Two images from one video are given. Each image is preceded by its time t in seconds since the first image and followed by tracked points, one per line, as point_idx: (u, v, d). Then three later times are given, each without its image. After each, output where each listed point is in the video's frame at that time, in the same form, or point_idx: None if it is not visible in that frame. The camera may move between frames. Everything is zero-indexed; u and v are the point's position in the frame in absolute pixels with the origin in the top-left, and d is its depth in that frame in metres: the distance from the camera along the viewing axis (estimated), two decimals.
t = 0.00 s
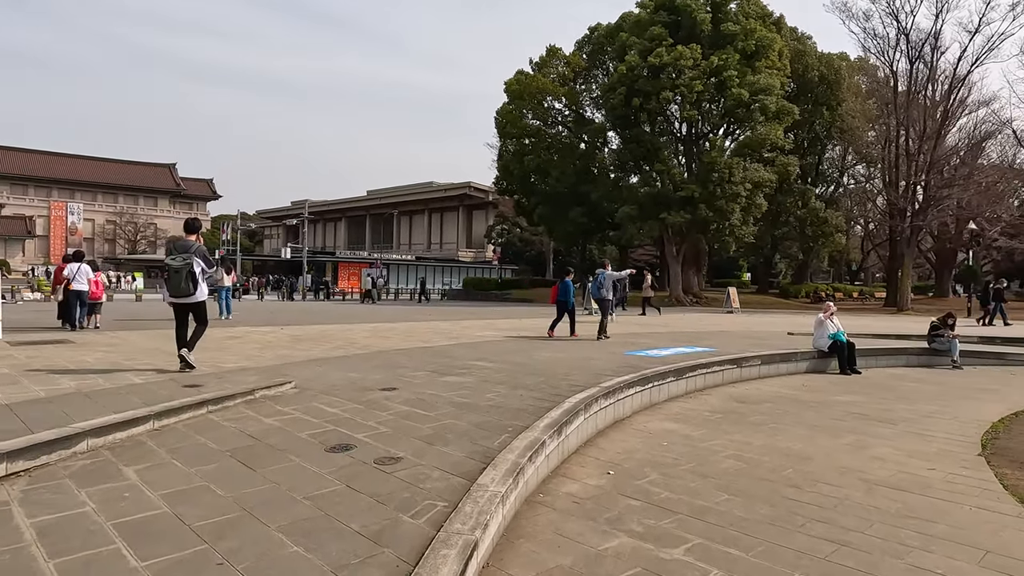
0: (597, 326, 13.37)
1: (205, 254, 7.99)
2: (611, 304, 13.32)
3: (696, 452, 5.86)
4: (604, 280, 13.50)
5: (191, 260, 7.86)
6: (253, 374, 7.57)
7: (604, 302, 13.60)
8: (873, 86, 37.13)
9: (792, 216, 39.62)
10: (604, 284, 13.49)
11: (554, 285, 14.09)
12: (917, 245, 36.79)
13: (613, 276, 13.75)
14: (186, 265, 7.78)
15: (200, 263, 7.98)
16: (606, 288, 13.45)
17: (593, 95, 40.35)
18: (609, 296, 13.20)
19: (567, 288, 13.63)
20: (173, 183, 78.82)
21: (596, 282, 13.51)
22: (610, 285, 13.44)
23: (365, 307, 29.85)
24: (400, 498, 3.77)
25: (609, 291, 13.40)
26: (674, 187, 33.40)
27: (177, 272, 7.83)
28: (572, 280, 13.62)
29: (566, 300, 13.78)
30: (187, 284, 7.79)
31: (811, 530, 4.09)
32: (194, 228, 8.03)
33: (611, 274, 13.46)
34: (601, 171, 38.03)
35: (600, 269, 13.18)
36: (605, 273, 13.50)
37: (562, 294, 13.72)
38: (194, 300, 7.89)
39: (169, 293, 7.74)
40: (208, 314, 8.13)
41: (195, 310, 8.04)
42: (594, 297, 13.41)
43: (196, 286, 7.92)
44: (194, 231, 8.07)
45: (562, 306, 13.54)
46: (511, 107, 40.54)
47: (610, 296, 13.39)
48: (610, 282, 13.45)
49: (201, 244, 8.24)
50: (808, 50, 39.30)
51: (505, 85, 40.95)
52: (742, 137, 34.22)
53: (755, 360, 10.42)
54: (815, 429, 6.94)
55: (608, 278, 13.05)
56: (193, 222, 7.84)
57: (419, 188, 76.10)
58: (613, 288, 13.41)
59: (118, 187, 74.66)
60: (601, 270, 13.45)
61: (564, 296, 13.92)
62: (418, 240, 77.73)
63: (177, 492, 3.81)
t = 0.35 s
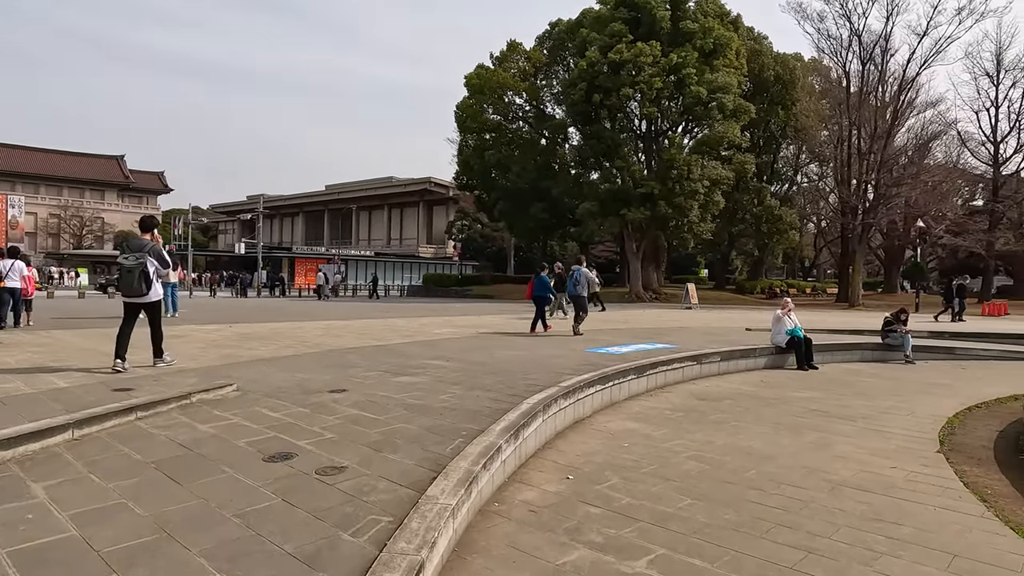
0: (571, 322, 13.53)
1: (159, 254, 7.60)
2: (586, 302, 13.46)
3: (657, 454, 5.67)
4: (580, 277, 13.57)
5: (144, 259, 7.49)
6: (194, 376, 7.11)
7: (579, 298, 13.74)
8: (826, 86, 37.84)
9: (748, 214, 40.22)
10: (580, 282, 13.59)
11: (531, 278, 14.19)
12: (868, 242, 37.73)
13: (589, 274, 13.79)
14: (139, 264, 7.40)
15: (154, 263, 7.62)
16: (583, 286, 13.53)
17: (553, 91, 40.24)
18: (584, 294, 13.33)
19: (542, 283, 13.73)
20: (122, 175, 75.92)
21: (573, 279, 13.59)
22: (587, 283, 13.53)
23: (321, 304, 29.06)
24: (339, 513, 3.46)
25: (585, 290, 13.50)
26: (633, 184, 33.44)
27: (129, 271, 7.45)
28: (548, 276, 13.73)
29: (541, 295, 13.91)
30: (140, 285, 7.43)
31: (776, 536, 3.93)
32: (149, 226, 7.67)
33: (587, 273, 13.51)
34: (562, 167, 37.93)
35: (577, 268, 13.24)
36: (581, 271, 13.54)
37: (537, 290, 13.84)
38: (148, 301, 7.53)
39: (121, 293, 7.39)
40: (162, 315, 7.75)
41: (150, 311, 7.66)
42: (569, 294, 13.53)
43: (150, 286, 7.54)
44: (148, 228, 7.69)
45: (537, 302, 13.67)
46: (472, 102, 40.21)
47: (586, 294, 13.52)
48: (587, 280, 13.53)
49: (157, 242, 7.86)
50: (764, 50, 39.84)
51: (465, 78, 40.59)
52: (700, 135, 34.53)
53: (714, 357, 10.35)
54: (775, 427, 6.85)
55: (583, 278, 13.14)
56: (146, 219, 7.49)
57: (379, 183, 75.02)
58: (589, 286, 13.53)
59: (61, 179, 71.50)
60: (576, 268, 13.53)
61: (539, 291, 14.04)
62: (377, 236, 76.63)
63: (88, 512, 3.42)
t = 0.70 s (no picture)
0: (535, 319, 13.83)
1: (81, 248, 7.02)
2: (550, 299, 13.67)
3: (609, 457, 5.46)
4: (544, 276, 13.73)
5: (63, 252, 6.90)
6: (113, 382, 6.55)
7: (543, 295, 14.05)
8: (771, 87, 38.67)
9: (695, 212, 40.84)
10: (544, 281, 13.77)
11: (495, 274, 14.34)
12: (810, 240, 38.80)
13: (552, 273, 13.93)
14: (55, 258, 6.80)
15: (75, 257, 7.01)
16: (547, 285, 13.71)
17: (504, 87, 39.96)
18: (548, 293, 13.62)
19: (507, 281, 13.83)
20: (51, 168, 72.04)
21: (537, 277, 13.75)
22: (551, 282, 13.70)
23: (264, 302, 28.05)
24: (257, 537, 3.09)
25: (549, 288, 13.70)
26: (583, 181, 33.48)
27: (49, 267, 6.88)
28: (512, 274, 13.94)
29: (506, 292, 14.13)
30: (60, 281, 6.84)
31: (733, 546, 3.74)
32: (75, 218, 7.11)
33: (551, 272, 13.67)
34: (512, 163, 37.72)
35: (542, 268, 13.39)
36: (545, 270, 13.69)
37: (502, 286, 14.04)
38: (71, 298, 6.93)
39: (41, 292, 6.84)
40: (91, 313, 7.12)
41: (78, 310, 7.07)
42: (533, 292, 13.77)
43: (73, 282, 6.94)
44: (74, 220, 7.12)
45: (502, 300, 13.87)
46: (421, 96, 39.64)
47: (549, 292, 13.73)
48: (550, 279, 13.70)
49: (86, 238, 7.30)
50: (710, 51, 40.47)
51: (415, 72, 40.00)
52: (649, 133, 34.81)
53: (665, 354, 10.27)
54: (726, 426, 6.74)
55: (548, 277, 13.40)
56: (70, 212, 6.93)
57: (326, 179, 73.35)
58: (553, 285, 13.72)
59: None
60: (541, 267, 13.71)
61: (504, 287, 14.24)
62: (325, 232, 74.98)
63: None
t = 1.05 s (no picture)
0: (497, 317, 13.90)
1: None
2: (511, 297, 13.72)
3: (562, 462, 5.23)
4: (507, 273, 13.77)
5: None
6: (18, 391, 5.94)
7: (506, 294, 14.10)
8: (714, 88, 39.41)
9: (640, 210, 41.31)
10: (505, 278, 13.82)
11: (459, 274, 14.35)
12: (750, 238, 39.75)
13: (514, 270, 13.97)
14: None
15: None
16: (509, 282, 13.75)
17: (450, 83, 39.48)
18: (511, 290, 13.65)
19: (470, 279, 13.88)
20: None
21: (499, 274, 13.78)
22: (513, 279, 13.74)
23: (199, 301, 26.80)
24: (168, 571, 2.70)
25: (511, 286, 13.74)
26: (531, 179, 33.39)
27: None
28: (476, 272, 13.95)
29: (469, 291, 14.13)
30: None
31: (694, 557, 3.56)
32: None
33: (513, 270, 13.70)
34: (459, 160, 37.29)
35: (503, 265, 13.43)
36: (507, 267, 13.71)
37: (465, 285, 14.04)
38: None
39: None
40: None
41: None
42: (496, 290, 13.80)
43: None
44: None
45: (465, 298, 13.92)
46: (366, 91, 38.87)
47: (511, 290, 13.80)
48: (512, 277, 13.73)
49: None
50: (655, 51, 40.96)
51: (359, 66, 39.17)
52: (596, 131, 34.98)
53: (614, 353, 10.15)
54: (679, 425, 6.62)
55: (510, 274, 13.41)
56: None
57: (267, 175, 71.22)
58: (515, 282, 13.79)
59: None
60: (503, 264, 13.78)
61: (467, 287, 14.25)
62: (267, 230, 72.82)
63: None
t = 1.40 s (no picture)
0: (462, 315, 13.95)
1: None
2: (474, 295, 13.75)
3: (515, 472, 4.96)
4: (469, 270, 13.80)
5: None
6: None
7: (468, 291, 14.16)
8: (661, 89, 39.89)
9: (589, 208, 41.43)
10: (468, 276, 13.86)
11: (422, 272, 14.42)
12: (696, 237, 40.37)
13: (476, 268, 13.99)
14: None
15: None
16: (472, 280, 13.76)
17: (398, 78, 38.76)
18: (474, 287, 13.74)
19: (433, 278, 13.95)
20: None
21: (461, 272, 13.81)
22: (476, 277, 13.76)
23: (131, 301, 25.49)
24: None
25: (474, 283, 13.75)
26: (480, 176, 33.09)
27: None
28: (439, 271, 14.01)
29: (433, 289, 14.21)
30: None
31: None
32: None
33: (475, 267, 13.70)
34: (408, 157, 36.62)
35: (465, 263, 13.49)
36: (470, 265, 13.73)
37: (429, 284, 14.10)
38: None
39: None
40: None
41: None
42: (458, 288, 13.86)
43: None
44: None
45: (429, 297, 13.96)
46: (311, 84, 37.84)
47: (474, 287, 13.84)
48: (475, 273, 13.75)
49: None
50: (603, 51, 41.17)
51: (303, 58, 38.08)
52: (545, 129, 34.90)
53: (566, 353, 9.96)
54: (633, 429, 6.45)
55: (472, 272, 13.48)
56: None
57: (207, 170, 68.71)
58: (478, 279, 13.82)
59: None
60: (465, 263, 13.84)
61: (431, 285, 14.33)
62: (207, 227, 70.25)
63: None
